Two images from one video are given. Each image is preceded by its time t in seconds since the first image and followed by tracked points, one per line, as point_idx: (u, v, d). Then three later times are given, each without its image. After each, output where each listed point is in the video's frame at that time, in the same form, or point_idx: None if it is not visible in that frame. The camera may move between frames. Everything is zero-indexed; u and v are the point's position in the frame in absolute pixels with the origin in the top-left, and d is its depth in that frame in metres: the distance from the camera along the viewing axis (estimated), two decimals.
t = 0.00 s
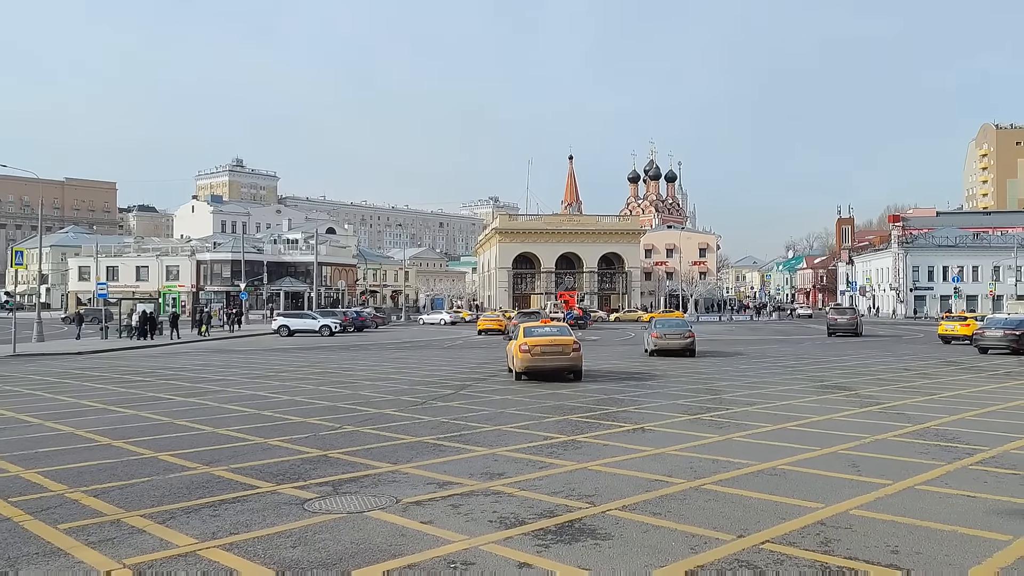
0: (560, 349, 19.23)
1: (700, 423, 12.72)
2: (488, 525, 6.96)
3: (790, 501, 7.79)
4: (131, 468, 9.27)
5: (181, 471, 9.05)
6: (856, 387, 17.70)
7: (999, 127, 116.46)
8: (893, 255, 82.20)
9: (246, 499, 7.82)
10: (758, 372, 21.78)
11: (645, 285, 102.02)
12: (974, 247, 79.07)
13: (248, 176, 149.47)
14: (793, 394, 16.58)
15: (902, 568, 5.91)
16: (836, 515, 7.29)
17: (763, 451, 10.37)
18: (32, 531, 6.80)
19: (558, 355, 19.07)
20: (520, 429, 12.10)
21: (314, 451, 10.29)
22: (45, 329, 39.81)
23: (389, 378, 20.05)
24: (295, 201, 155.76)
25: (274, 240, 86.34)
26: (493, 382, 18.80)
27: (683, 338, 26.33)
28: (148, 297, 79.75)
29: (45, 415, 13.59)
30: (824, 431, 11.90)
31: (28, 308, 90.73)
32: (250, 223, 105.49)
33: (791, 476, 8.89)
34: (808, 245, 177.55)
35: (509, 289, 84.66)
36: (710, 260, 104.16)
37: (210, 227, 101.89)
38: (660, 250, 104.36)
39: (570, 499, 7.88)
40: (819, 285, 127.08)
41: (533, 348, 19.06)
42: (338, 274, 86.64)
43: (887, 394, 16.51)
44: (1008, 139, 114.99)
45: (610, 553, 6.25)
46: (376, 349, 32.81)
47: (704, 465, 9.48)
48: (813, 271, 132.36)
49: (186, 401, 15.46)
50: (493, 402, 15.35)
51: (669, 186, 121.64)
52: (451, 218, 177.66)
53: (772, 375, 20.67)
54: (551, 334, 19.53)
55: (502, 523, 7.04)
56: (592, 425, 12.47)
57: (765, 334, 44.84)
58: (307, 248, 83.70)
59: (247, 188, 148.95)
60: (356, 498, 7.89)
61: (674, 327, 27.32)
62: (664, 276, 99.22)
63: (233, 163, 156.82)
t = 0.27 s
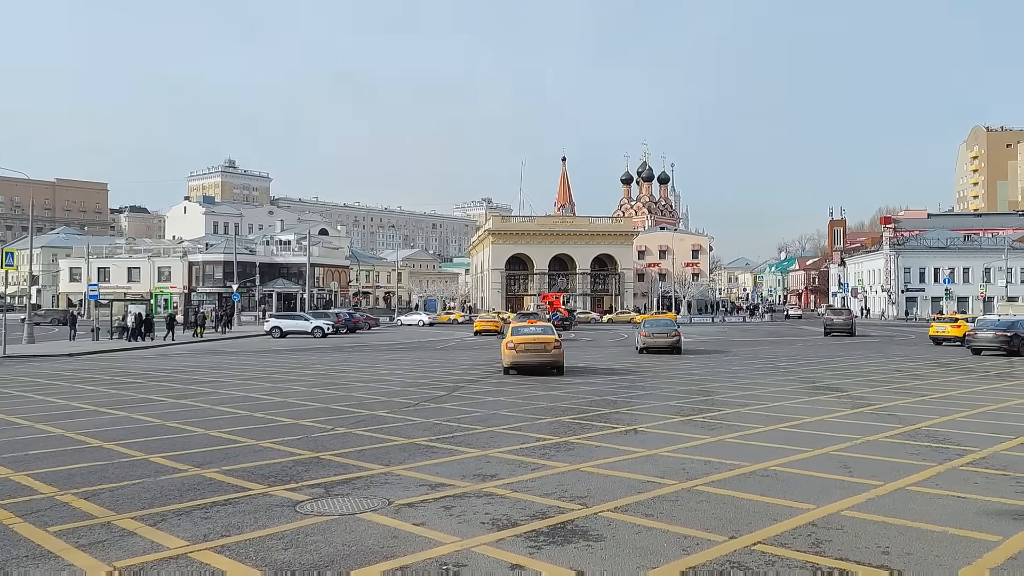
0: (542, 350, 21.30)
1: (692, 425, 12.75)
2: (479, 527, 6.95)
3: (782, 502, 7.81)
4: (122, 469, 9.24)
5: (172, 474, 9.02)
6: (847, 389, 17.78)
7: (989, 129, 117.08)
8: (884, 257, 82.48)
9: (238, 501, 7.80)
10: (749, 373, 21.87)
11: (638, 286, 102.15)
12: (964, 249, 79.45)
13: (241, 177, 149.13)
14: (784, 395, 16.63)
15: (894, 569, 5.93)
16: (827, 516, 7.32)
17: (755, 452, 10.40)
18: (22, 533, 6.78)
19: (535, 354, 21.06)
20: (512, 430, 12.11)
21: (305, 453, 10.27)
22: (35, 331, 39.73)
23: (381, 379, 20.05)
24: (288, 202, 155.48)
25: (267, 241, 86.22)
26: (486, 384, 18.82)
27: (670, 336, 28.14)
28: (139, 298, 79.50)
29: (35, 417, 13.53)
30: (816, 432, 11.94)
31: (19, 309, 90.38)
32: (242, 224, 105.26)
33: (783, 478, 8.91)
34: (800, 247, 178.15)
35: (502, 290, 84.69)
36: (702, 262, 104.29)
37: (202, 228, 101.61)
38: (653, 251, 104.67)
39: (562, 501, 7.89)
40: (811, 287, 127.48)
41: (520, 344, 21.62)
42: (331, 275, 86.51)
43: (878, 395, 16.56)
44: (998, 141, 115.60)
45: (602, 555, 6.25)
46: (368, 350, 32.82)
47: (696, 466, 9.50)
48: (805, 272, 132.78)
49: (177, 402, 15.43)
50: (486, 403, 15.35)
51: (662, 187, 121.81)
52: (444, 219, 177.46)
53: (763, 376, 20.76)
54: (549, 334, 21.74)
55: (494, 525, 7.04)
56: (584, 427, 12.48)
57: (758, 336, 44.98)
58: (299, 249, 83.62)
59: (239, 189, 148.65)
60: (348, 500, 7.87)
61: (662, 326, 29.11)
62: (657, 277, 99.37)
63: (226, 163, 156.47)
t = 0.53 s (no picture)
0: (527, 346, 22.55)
1: (686, 425, 12.77)
2: (473, 528, 6.96)
3: (775, 503, 7.83)
4: (115, 471, 9.20)
5: (165, 475, 8.99)
6: (840, 390, 17.83)
7: (981, 132, 117.59)
8: (877, 258, 82.74)
9: (230, 503, 7.78)
10: (743, 374, 21.93)
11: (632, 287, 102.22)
12: (957, 250, 79.77)
13: (234, 177, 148.79)
14: (777, 396, 16.67)
15: (888, 570, 5.95)
16: (820, 516, 7.34)
17: (749, 453, 10.42)
18: (14, 535, 6.75)
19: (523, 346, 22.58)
20: (506, 431, 12.11)
21: (299, 455, 10.24)
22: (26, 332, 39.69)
23: (375, 380, 20.03)
24: (281, 203, 155.10)
25: (261, 242, 86.06)
26: (480, 385, 18.81)
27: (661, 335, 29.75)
28: (132, 299, 79.21)
29: (27, 418, 13.48)
30: (809, 433, 11.97)
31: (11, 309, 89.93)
32: (235, 225, 104.95)
33: (776, 478, 8.93)
34: (793, 248, 178.59)
35: (496, 291, 84.63)
36: (696, 263, 104.36)
37: (195, 229, 101.29)
38: (647, 252, 104.92)
39: (556, 502, 7.89)
40: (804, 288, 127.82)
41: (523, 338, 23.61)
42: (324, 276, 86.33)
43: (871, 396, 16.61)
44: (990, 143, 116.12)
45: (596, 555, 6.26)
46: (362, 351, 32.80)
47: (690, 467, 9.51)
48: (798, 274, 133.12)
49: (170, 403, 15.38)
50: (480, 404, 15.35)
51: (656, 188, 121.90)
52: (437, 220, 177.18)
53: (757, 377, 20.82)
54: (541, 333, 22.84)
55: (488, 526, 7.04)
56: (578, 428, 12.49)
57: (751, 337, 45.08)
58: (293, 250, 83.49)
59: (233, 190, 148.24)
60: (342, 501, 7.86)
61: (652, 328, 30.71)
62: (650, 278, 99.42)
63: (219, 164, 156.08)
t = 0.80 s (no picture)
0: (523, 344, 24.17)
1: (680, 425, 12.80)
2: (468, 528, 6.97)
3: (770, 503, 7.85)
4: (109, 471, 9.19)
5: (160, 475, 8.98)
6: (834, 390, 17.91)
7: (975, 133, 118.00)
8: (871, 258, 82.90)
9: (225, 504, 7.76)
10: (738, 374, 21.97)
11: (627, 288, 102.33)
12: (950, 251, 80.05)
13: (229, 177, 148.50)
14: (772, 397, 16.70)
15: (881, 569, 5.97)
16: (814, 517, 7.34)
17: (743, 453, 10.44)
18: (6, 536, 6.72)
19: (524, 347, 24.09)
20: (501, 432, 12.13)
21: (293, 455, 10.22)
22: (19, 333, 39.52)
23: (370, 381, 20.01)
24: (276, 203, 154.81)
25: (255, 242, 85.94)
26: (475, 386, 18.82)
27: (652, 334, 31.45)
28: (126, 300, 79.01)
29: (22, 419, 13.44)
30: (802, 433, 12.01)
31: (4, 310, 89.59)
32: (230, 225, 104.75)
33: (770, 479, 8.95)
34: (788, 248, 178.98)
35: (491, 292, 84.63)
36: (691, 264, 104.41)
37: (190, 229, 101.07)
38: (642, 253, 105.07)
39: (551, 502, 7.90)
40: (798, 289, 128.11)
41: (527, 340, 25.48)
42: (319, 277, 86.27)
43: (865, 397, 16.65)
44: (984, 144, 116.53)
45: (591, 555, 6.27)
46: (357, 352, 32.79)
47: (685, 467, 9.53)
48: (793, 274, 133.42)
49: (165, 404, 15.35)
50: (475, 405, 15.35)
51: (651, 189, 122.00)
52: (432, 221, 177.03)
53: (752, 378, 20.88)
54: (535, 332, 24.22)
55: (483, 526, 7.04)
56: (573, 428, 12.49)
57: (746, 338, 45.15)
58: (288, 250, 83.37)
59: (227, 190, 147.91)
60: (336, 502, 7.86)
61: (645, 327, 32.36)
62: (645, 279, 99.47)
63: (214, 164, 155.73)
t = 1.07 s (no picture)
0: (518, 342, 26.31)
1: (675, 425, 12.83)
2: (463, 528, 6.97)
3: (765, 503, 7.86)
4: (103, 472, 9.17)
5: (154, 476, 8.96)
6: (829, 390, 17.97)
7: (969, 134, 118.40)
8: (865, 259, 83.07)
9: (220, 504, 7.75)
10: (733, 374, 22.02)
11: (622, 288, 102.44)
12: (944, 252, 80.33)
13: (224, 177, 148.26)
14: (767, 396, 16.74)
15: (875, 570, 5.98)
16: (809, 517, 7.36)
17: (737, 454, 10.45)
18: None
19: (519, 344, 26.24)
20: (496, 432, 12.13)
21: (288, 456, 10.21)
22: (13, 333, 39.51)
23: (365, 381, 20.01)
24: (271, 203, 154.61)
25: (250, 242, 85.81)
26: (471, 386, 18.84)
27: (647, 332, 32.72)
28: (120, 300, 78.82)
29: (15, 419, 13.41)
30: (797, 434, 12.03)
31: None
32: (225, 225, 104.62)
33: (764, 479, 8.97)
34: (783, 249, 179.37)
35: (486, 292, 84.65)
36: (686, 264, 104.54)
37: (185, 229, 100.88)
38: (637, 253, 105.21)
39: (545, 502, 7.91)
40: (793, 290, 128.40)
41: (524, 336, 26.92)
42: (314, 276, 86.19)
43: (859, 397, 16.70)
44: (978, 145, 116.94)
45: (585, 556, 6.29)
46: (352, 352, 32.80)
47: (680, 467, 9.55)
48: (788, 275, 133.73)
49: (159, 404, 15.32)
50: (470, 405, 15.36)
51: (646, 190, 122.13)
52: (428, 221, 176.95)
53: (746, 378, 20.93)
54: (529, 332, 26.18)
55: (479, 527, 7.04)
56: (568, 429, 12.49)
57: (741, 338, 45.26)
58: (283, 250, 83.28)
59: (222, 189, 147.71)
60: (331, 502, 7.84)
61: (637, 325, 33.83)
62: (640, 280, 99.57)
63: (208, 164, 155.38)
